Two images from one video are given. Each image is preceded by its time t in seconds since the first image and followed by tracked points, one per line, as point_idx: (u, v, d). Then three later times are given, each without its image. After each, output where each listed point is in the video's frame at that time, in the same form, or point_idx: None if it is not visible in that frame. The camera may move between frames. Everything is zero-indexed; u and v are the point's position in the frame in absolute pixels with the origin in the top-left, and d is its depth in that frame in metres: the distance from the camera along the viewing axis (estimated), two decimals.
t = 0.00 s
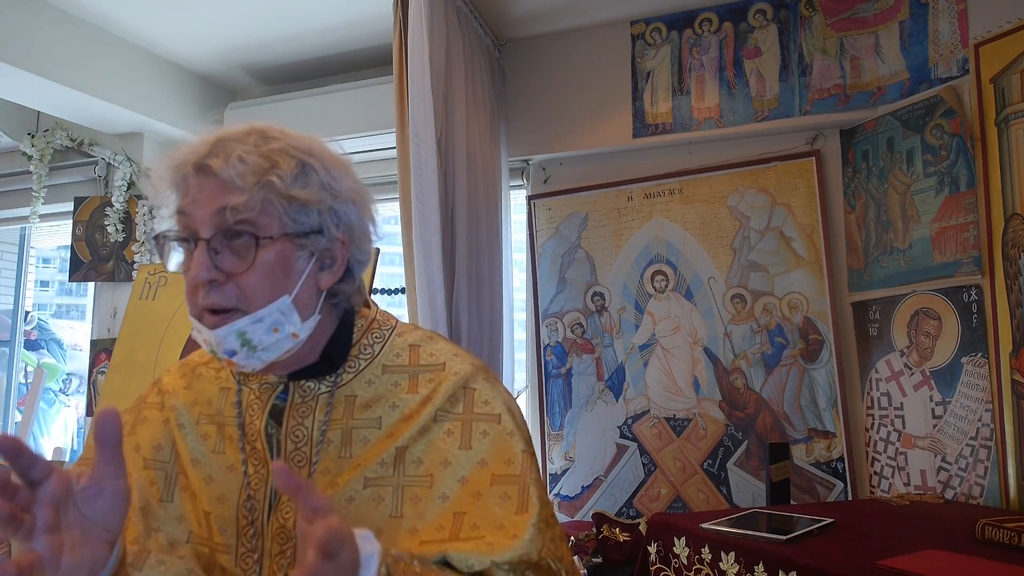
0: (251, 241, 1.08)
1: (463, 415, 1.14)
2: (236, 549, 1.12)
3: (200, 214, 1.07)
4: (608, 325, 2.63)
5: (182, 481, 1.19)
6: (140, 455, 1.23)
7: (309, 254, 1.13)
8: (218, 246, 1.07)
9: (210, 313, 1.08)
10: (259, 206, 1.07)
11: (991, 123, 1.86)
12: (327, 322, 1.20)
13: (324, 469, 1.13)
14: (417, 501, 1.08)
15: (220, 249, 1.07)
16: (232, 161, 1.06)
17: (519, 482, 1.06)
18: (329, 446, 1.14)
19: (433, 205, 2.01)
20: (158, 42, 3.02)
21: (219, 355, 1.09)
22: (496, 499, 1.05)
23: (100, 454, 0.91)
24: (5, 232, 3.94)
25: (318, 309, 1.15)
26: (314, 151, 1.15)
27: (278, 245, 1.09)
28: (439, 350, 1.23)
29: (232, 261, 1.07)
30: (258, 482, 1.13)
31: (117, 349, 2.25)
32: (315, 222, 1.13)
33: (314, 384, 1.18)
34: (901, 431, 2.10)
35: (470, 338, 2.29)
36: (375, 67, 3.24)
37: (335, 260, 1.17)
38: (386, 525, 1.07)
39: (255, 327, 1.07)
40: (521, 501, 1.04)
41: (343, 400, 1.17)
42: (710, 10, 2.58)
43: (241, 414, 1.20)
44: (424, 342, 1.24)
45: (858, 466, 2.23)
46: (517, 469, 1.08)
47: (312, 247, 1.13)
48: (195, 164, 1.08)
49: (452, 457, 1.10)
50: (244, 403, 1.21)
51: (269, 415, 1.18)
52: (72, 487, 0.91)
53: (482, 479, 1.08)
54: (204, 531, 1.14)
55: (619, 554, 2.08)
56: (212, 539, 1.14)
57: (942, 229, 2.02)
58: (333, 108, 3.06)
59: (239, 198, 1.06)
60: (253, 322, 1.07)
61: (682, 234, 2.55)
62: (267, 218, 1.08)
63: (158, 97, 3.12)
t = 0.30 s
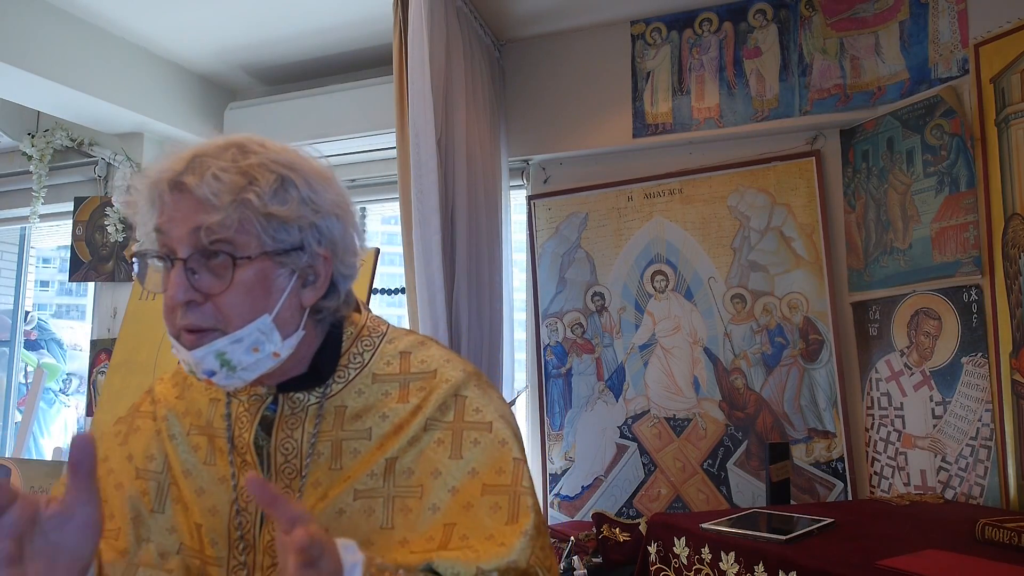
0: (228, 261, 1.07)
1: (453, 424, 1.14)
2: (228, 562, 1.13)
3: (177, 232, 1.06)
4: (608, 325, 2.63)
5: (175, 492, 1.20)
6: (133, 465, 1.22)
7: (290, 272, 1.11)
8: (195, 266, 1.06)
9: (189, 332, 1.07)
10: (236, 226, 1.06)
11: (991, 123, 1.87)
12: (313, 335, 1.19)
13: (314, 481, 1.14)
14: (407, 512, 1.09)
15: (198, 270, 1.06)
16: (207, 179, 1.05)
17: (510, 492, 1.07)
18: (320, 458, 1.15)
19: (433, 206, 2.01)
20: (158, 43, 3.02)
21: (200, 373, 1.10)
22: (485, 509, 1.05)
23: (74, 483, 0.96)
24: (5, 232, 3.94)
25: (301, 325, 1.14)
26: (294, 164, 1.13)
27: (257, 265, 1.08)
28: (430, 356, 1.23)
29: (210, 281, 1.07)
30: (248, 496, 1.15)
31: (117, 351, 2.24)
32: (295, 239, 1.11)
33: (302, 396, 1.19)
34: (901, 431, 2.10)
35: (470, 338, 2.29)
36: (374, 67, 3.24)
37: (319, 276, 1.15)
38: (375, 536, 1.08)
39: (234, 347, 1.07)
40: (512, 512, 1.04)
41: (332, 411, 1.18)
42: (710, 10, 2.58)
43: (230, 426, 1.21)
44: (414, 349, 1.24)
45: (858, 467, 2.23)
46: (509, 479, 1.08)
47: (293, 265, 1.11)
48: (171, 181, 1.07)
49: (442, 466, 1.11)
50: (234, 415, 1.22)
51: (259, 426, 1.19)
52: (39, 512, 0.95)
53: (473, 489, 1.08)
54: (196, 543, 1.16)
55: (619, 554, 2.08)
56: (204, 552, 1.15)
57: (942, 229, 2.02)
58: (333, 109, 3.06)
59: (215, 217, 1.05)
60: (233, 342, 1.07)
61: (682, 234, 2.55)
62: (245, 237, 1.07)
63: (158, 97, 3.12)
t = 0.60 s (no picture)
0: (226, 253, 1.08)
1: (451, 420, 1.14)
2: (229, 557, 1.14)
3: (178, 226, 1.08)
4: (608, 325, 2.63)
5: (180, 488, 1.20)
6: (138, 459, 1.23)
7: (288, 265, 1.12)
8: (195, 258, 1.08)
9: (189, 324, 1.09)
10: (233, 218, 1.07)
11: (991, 123, 1.86)
12: (314, 332, 1.19)
13: (313, 477, 1.14)
14: (404, 508, 1.08)
15: (198, 261, 1.08)
16: (207, 173, 1.07)
17: (500, 483, 1.05)
18: (318, 454, 1.15)
19: (433, 205, 2.01)
20: (158, 43, 3.02)
21: (200, 365, 1.11)
22: (476, 502, 1.04)
23: (50, 535, 0.98)
24: (5, 232, 3.94)
25: (300, 320, 1.15)
26: (293, 162, 1.14)
27: (254, 257, 1.09)
28: (430, 354, 1.23)
29: (209, 272, 1.08)
30: (249, 491, 1.15)
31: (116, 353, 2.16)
32: (293, 232, 1.12)
33: (303, 392, 1.19)
34: (901, 431, 2.10)
35: (470, 338, 2.29)
36: (374, 67, 3.24)
37: (317, 271, 1.16)
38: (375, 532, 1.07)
39: (232, 337, 1.08)
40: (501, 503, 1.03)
41: (333, 407, 1.18)
42: (710, 10, 2.58)
43: (233, 423, 1.22)
44: (415, 347, 1.24)
45: (858, 466, 2.23)
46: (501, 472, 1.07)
47: (291, 259, 1.12)
48: (173, 177, 1.09)
49: (439, 462, 1.10)
50: (237, 411, 1.22)
51: (260, 422, 1.19)
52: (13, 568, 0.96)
53: (468, 483, 1.07)
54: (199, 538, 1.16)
55: (619, 554, 2.08)
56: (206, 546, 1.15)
57: (942, 229, 2.03)
58: (333, 109, 3.06)
59: (213, 210, 1.06)
60: (231, 332, 1.08)
61: (682, 234, 2.55)
62: (243, 230, 1.08)
63: (158, 97, 3.12)
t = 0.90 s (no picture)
0: (261, 228, 1.12)
1: (465, 409, 1.12)
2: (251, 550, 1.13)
3: (217, 203, 1.13)
4: (608, 325, 2.63)
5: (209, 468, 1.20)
6: (172, 440, 1.24)
7: (318, 244, 1.15)
8: (232, 231, 1.11)
9: (223, 296, 1.12)
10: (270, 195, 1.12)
11: (991, 123, 1.86)
12: (339, 317, 1.21)
13: (330, 458, 1.13)
14: (414, 492, 1.06)
15: (233, 234, 1.11)
16: (247, 153, 1.13)
17: (509, 471, 1.03)
18: (335, 437, 1.14)
19: (433, 206, 2.01)
20: (158, 43, 3.01)
21: (230, 339, 1.13)
22: (484, 489, 1.02)
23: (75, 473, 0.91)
24: (5, 232, 3.94)
25: (327, 300, 1.17)
26: (328, 151, 1.20)
27: (286, 232, 1.12)
28: (450, 346, 1.22)
29: (243, 245, 1.11)
30: (268, 471, 1.15)
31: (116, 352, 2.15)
32: (324, 213, 1.15)
33: (326, 376, 1.20)
34: (901, 431, 2.10)
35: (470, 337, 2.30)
36: (374, 67, 3.24)
37: (345, 253, 1.18)
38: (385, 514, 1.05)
39: (262, 310, 1.10)
40: (510, 489, 1.01)
41: (353, 391, 1.18)
42: (710, 10, 2.58)
43: (259, 403, 1.23)
44: (437, 339, 1.23)
45: (858, 466, 2.23)
46: (511, 460, 1.04)
47: (321, 238, 1.15)
48: (217, 158, 1.15)
49: (451, 449, 1.08)
50: (263, 392, 1.24)
51: (282, 404, 1.20)
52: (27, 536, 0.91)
53: (478, 470, 1.05)
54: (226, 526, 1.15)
55: (619, 554, 2.09)
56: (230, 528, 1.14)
57: (942, 229, 2.03)
58: (332, 108, 3.06)
59: (251, 185, 1.11)
60: (261, 304, 1.10)
61: (682, 235, 2.55)
62: (278, 207, 1.13)
63: (158, 97, 3.12)
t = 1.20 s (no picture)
0: (323, 215, 1.16)
1: (499, 396, 1.08)
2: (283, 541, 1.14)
3: (283, 192, 1.18)
4: (608, 325, 2.63)
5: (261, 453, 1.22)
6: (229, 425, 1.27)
7: (373, 233, 1.18)
8: (294, 217, 1.16)
9: (283, 276, 1.17)
10: (331, 185, 1.16)
11: (991, 123, 1.86)
12: (389, 307, 1.21)
13: (366, 438, 1.10)
14: (444, 475, 1.01)
15: (296, 220, 1.16)
16: (315, 147, 1.19)
17: (531, 453, 0.99)
18: (373, 420, 1.11)
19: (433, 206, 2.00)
20: (158, 43, 3.01)
21: (286, 317, 1.16)
22: (505, 471, 0.98)
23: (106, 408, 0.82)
24: (5, 232, 3.95)
25: (379, 287, 1.18)
26: (389, 151, 1.24)
27: (344, 220, 1.16)
28: (492, 340, 1.17)
29: (303, 231, 1.16)
30: (310, 449, 1.15)
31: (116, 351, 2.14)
32: (381, 206, 1.18)
33: (372, 362, 1.18)
34: (901, 431, 2.10)
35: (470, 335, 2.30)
36: (374, 66, 3.24)
37: (398, 244, 1.20)
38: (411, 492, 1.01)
39: (318, 290, 1.13)
40: (528, 471, 0.97)
41: (393, 376, 1.15)
42: (710, 10, 2.58)
43: (309, 383, 1.24)
44: (481, 333, 1.20)
45: (858, 466, 2.23)
46: (534, 444, 1.00)
47: (376, 228, 1.18)
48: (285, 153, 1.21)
49: (482, 435, 1.03)
50: (313, 372, 1.25)
51: (327, 386, 1.21)
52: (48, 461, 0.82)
53: (505, 455, 1.00)
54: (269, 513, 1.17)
55: (619, 554, 2.08)
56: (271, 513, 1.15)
57: (942, 229, 2.03)
58: (333, 108, 3.06)
59: (315, 176, 1.16)
60: (318, 284, 1.14)
61: (682, 235, 2.55)
62: (339, 197, 1.16)
63: (158, 97, 3.12)
